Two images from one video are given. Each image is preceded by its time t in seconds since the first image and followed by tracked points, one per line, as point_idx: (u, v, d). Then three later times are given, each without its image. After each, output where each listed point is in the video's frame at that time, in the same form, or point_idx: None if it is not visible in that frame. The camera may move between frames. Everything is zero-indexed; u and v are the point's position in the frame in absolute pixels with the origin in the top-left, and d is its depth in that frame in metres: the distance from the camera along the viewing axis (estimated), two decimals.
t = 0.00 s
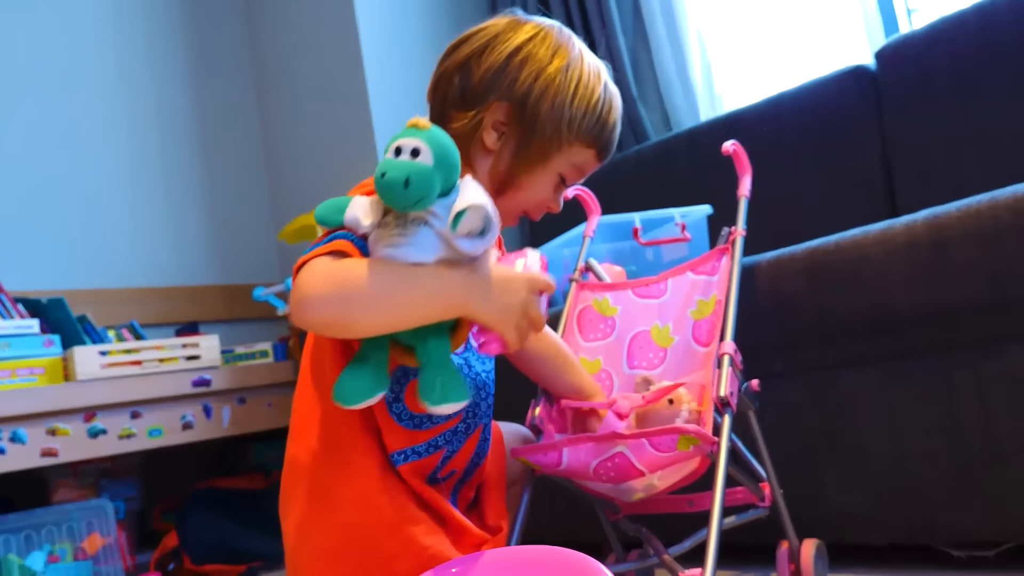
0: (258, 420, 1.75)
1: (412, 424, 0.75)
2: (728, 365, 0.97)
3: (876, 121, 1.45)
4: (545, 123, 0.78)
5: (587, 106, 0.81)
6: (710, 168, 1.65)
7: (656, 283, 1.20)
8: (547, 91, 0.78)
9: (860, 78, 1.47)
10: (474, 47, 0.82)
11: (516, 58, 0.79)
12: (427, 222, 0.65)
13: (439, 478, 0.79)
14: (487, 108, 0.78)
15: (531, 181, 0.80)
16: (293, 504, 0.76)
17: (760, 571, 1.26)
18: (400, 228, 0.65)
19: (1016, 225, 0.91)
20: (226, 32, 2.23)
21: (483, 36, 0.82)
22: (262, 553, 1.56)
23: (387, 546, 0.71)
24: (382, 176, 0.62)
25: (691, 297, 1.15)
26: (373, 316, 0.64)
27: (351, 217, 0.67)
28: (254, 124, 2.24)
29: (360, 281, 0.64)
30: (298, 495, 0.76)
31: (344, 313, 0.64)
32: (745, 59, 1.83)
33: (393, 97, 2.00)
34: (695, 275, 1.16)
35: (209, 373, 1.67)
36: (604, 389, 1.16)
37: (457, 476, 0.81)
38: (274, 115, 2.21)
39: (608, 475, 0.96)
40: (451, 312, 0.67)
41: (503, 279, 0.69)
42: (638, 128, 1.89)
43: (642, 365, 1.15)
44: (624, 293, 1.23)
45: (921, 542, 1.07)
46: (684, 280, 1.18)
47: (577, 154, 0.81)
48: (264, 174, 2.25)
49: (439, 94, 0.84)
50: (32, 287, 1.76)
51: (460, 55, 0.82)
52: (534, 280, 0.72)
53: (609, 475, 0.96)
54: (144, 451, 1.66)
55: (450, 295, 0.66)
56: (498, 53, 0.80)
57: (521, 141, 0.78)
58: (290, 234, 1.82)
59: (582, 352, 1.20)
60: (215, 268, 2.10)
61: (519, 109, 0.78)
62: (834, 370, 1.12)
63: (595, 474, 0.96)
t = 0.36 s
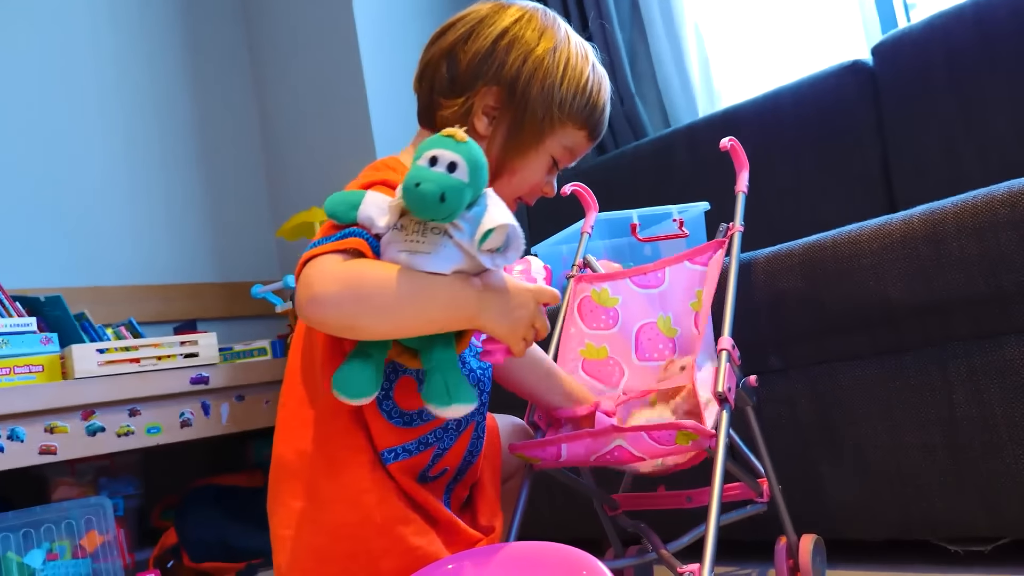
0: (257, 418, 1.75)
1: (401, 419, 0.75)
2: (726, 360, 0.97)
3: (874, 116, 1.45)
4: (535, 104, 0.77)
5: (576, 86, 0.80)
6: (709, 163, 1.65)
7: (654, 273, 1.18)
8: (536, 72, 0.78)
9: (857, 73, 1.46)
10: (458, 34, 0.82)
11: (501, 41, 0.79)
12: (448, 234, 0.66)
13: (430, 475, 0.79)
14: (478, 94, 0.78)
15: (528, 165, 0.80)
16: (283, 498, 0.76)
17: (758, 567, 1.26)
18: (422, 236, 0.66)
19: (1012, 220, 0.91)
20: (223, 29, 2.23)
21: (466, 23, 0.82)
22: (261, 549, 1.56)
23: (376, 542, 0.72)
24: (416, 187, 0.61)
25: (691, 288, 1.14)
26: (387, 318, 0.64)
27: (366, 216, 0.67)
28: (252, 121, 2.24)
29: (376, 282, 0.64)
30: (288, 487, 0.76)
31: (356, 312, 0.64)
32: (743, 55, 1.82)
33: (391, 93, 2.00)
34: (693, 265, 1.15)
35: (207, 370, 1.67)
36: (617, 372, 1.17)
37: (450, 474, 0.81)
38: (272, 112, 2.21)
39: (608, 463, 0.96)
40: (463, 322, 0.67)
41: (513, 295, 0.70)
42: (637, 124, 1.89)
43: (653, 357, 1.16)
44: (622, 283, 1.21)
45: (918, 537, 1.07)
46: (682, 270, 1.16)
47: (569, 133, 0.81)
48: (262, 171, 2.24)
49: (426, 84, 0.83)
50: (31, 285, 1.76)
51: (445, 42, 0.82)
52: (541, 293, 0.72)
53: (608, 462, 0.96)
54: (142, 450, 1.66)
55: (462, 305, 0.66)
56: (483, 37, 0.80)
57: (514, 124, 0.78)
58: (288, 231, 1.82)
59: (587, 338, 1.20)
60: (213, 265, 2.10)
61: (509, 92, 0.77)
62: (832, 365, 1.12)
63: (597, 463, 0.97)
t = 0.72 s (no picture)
0: (251, 417, 1.73)
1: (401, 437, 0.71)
2: (731, 360, 0.95)
3: (877, 110, 1.42)
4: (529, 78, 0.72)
5: (561, 43, 0.75)
6: (709, 158, 1.63)
7: (655, 277, 1.16)
8: (524, 37, 0.72)
9: (859, 66, 1.44)
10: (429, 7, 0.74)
11: (481, 11, 0.72)
12: (483, 234, 0.63)
13: (432, 489, 0.75)
14: (467, 76, 0.72)
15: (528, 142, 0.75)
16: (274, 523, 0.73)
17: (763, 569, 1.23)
18: (457, 240, 0.62)
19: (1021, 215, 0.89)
20: (215, 22, 2.20)
21: None
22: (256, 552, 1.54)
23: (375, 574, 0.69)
24: (462, 188, 0.58)
25: (692, 291, 1.12)
26: (439, 331, 0.61)
27: (393, 224, 0.62)
28: (245, 117, 2.22)
29: (430, 296, 0.60)
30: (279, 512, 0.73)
31: (410, 330, 0.60)
32: (744, 48, 1.80)
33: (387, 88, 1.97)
34: (696, 268, 1.12)
35: (200, 370, 1.64)
36: (608, 387, 1.15)
37: (449, 487, 0.78)
38: (265, 106, 2.18)
39: (609, 470, 0.94)
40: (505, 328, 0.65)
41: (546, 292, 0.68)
42: (635, 119, 1.86)
43: (646, 363, 1.14)
44: (623, 287, 1.19)
45: (925, 538, 1.04)
46: (685, 273, 1.14)
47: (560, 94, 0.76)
48: (256, 166, 2.22)
49: (401, 66, 0.77)
50: (21, 283, 1.73)
51: (416, 17, 0.75)
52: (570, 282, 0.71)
53: (608, 470, 0.94)
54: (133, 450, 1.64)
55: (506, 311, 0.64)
56: (460, 10, 0.72)
57: (509, 102, 0.72)
58: (282, 227, 1.79)
59: (582, 346, 1.18)
60: (206, 263, 2.07)
61: (501, 66, 0.71)
62: (836, 363, 1.10)
63: (597, 471, 0.95)
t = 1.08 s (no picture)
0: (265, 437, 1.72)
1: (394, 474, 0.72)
2: (748, 378, 0.94)
3: (891, 122, 1.42)
4: (526, 128, 0.73)
5: (568, 96, 0.76)
6: (722, 172, 1.62)
7: (667, 278, 1.16)
8: (522, 91, 0.74)
9: (872, 78, 1.44)
10: (439, 56, 0.78)
11: (484, 62, 0.75)
12: (468, 306, 0.65)
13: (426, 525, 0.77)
14: (465, 126, 0.75)
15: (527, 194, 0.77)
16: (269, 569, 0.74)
17: None
18: (440, 309, 0.64)
19: None
20: (225, 40, 2.21)
21: (446, 42, 0.78)
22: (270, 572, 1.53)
23: None
24: (443, 267, 0.60)
25: (702, 295, 1.11)
26: (411, 394, 0.63)
27: (381, 284, 0.64)
28: (255, 134, 2.22)
29: (402, 361, 0.62)
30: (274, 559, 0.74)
31: (381, 391, 0.62)
32: (755, 61, 1.79)
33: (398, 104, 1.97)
34: (707, 272, 1.12)
35: (214, 390, 1.64)
36: (637, 389, 1.13)
37: (446, 524, 0.79)
38: (275, 123, 2.18)
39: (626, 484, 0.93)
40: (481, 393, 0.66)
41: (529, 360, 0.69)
42: (647, 133, 1.86)
43: (672, 363, 1.12)
44: (639, 294, 1.19)
45: (949, 558, 1.03)
46: (695, 276, 1.13)
47: (567, 148, 0.77)
48: (266, 183, 2.22)
49: (410, 112, 0.80)
50: (34, 303, 1.73)
51: (426, 66, 0.79)
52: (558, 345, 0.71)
53: (629, 483, 0.92)
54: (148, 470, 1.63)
55: (482, 378, 0.65)
56: (466, 60, 0.76)
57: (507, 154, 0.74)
58: (294, 245, 1.80)
59: (605, 355, 1.17)
60: (218, 281, 2.07)
61: (496, 119, 0.74)
62: (855, 380, 1.08)
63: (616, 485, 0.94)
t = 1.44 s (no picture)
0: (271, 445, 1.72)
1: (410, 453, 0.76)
2: (753, 387, 0.94)
3: (896, 129, 1.42)
4: (490, 89, 0.76)
5: (523, 55, 0.78)
6: (727, 179, 1.62)
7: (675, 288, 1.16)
8: (480, 54, 0.76)
9: (877, 85, 1.44)
10: (393, 34, 0.79)
11: (439, 33, 0.76)
12: (453, 230, 0.68)
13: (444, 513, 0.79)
14: (431, 101, 0.76)
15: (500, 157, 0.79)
16: None
17: None
18: (428, 239, 0.67)
19: None
20: (231, 50, 2.22)
21: (397, 19, 0.79)
22: None
23: None
24: (419, 182, 0.62)
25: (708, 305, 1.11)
26: (415, 327, 0.66)
27: (367, 232, 0.68)
28: (259, 143, 2.22)
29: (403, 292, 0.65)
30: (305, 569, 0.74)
31: (386, 326, 0.64)
32: (759, 68, 1.79)
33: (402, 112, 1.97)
34: (714, 282, 1.12)
35: (219, 399, 1.63)
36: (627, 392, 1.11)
37: (465, 507, 0.82)
38: (281, 132, 2.18)
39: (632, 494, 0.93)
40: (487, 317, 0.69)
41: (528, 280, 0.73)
42: (652, 140, 1.86)
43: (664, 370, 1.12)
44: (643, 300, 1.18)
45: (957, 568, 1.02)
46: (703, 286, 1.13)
47: (529, 106, 0.80)
48: (271, 192, 2.23)
49: (370, 95, 0.81)
50: (39, 313, 1.74)
51: (380, 46, 0.80)
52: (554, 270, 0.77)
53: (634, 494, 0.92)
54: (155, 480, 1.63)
55: (485, 303, 0.69)
56: (420, 34, 0.77)
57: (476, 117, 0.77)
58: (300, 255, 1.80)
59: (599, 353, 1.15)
60: (224, 290, 2.06)
61: (462, 90, 0.75)
62: (861, 388, 1.08)
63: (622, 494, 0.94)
